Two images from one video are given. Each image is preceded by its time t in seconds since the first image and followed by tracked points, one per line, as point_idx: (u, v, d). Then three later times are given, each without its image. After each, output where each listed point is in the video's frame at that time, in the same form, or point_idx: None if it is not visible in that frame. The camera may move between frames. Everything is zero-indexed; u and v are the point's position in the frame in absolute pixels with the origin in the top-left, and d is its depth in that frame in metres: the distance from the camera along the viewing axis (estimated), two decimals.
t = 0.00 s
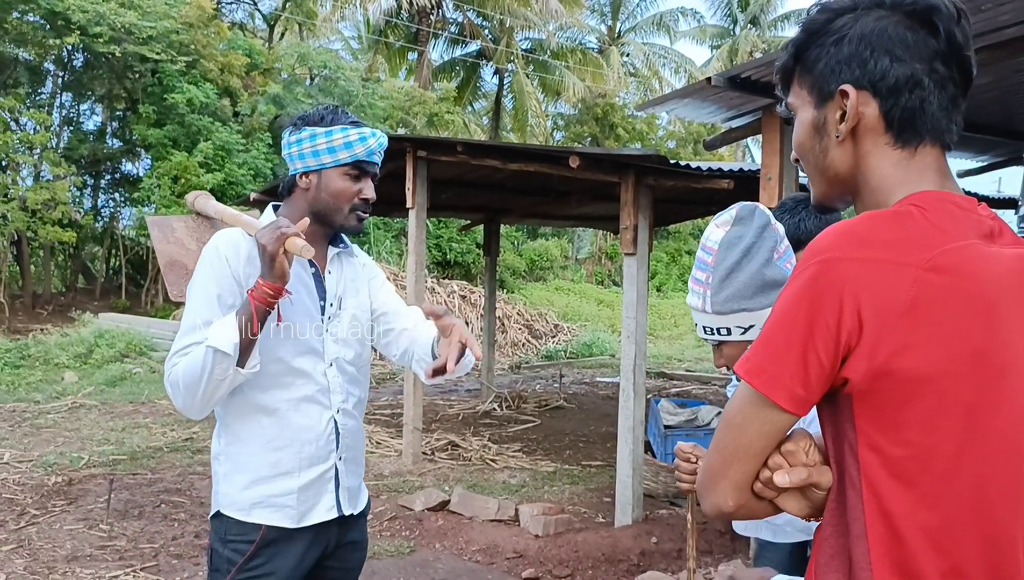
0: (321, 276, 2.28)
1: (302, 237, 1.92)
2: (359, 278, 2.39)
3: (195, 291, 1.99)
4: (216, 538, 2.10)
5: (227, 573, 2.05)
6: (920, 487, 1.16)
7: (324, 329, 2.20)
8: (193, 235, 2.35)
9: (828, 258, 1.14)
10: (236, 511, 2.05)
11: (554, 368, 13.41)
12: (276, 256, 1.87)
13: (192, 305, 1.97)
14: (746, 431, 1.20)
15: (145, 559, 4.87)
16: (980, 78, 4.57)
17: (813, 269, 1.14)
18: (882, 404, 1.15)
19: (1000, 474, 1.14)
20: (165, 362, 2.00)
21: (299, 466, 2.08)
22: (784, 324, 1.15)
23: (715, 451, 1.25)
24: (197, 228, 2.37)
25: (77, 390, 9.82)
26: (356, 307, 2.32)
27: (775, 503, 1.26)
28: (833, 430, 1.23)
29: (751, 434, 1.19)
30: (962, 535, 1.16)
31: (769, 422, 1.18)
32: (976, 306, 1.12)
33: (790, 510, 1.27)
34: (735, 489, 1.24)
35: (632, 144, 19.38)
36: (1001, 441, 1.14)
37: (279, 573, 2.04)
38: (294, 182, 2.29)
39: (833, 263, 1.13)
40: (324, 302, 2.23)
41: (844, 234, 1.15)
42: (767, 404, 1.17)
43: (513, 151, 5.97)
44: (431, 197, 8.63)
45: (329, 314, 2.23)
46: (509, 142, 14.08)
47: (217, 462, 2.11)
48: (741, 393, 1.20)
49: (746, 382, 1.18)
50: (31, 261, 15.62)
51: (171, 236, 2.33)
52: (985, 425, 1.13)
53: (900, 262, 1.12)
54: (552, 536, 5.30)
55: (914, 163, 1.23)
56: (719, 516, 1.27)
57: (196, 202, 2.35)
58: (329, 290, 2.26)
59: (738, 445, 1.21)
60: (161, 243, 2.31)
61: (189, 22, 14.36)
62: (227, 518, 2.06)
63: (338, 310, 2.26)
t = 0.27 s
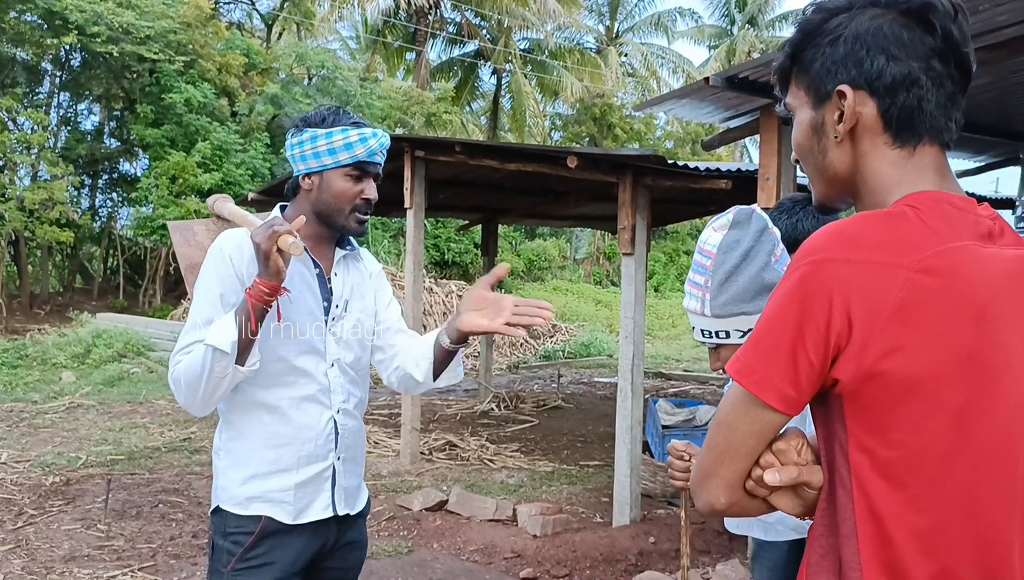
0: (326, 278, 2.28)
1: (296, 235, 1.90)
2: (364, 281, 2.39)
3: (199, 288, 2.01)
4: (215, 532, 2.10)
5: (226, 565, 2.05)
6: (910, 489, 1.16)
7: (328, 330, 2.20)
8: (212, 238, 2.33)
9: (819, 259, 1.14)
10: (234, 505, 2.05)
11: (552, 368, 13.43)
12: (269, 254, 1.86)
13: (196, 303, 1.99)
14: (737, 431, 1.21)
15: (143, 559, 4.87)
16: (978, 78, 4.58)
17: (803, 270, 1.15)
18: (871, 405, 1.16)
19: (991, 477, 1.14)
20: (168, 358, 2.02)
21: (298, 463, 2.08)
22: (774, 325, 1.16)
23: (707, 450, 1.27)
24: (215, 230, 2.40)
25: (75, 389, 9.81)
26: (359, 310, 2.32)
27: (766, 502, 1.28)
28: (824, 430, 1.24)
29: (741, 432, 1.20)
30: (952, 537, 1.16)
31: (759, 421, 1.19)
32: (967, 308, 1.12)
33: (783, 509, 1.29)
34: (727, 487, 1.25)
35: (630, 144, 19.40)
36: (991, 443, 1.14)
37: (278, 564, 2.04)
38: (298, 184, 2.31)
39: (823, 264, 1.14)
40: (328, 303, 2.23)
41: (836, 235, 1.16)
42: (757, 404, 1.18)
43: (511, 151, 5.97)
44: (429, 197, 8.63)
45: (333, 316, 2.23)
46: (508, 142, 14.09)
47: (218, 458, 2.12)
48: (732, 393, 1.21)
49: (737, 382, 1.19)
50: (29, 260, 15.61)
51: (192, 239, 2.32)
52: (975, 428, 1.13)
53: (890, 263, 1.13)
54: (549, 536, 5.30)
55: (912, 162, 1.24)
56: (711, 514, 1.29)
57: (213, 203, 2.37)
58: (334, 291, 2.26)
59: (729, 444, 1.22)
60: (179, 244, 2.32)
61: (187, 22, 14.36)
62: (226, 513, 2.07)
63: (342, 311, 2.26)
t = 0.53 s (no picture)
0: (324, 278, 2.28)
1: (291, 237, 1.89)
2: (361, 281, 2.39)
3: (195, 290, 2.01)
4: (212, 535, 2.11)
5: (225, 569, 2.06)
6: (906, 492, 1.17)
7: (325, 332, 2.20)
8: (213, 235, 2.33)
9: (813, 262, 1.15)
10: (231, 508, 2.06)
11: (552, 368, 13.43)
12: (265, 256, 1.85)
13: (191, 305, 1.99)
14: (733, 433, 1.21)
15: (143, 559, 4.87)
16: (977, 79, 4.58)
17: (798, 273, 1.16)
18: (867, 408, 1.16)
19: (987, 481, 1.14)
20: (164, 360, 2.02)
21: (295, 465, 2.08)
22: (769, 329, 1.16)
23: (705, 451, 1.27)
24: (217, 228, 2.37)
25: (75, 390, 9.82)
26: (357, 313, 2.32)
27: (764, 504, 1.29)
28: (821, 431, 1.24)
29: (737, 434, 1.21)
30: (948, 541, 1.17)
31: (756, 424, 1.19)
32: (964, 311, 1.12)
33: (781, 511, 1.30)
34: (724, 490, 1.26)
35: (630, 144, 19.41)
36: (987, 446, 1.14)
37: (278, 569, 2.05)
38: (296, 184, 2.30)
39: (819, 267, 1.14)
40: (326, 306, 2.23)
41: (831, 237, 1.16)
42: (753, 407, 1.18)
43: (511, 151, 5.98)
44: (429, 198, 8.65)
45: (331, 318, 2.23)
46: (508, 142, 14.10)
47: (215, 460, 2.12)
48: (728, 395, 1.22)
49: (733, 385, 1.19)
50: (29, 260, 15.61)
51: (191, 236, 2.32)
52: (971, 431, 1.13)
53: (885, 266, 1.13)
54: (549, 536, 5.30)
55: (911, 162, 1.24)
56: (708, 515, 1.30)
57: (216, 203, 2.34)
58: (332, 293, 2.27)
59: (726, 447, 1.22)
60: (181, 243, 2.30)
61: (187, 22, 14.37)
62: (223, 515, 2.07)
63: (341, 313, 2.26)
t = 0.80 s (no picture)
0: (319, 278, 2.28)
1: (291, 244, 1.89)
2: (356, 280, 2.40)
3: (190, 294, 1.99)
4: (205, 538, 2.10)
5: (217, 573, 2.05)
6: (904, 495, 1.17)
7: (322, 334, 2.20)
8: (196, 232, 2.29)
9: (809, 265, 1.15)
10: (225, 512, 2.05)
11: (551, 368, 13.44)
12: (266, 264, 1.85)
13: (186, 309, 1.97)
14: (729, 437, 1.21)
15: (142, 559, 4.87)
16: (976, 80, 4.59)
17: (793, 277, 1.16)
18: (864, 411, 1.16)
19: (985, 482, 1.14)
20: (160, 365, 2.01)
21: (290, 468, 2.08)
22: (765, 332, 1.16)
23: (703, 455, 1.27)
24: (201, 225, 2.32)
25: (74, 390, 9.82)
26: (351, 313, 2.32)
27: (762, 508, 1.29)
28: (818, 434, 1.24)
29: (735, 438, 1.21)
30: (947, 544, 1.16)
31: (753, 429, 1.19)
32: (959, 313, 1.12)
33: (779, 515, 1.30)
34: (722, 495, 1.26)
35: (630, 145, 19.42)
36: (984, 447, 1.14)
37: (270, 573, 2.05)
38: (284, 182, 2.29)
39: (813, 270, 1.14)
40: (322, 306, 2.23)
41: (826, 240, 1.16)
42: (750, 412, 1.18)
43: (511, 152, 5.98)
44: (429, 198, 8.65)
45: (328, 319, 2.22)
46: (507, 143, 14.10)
47: (210, 462, 2.11)
48: (724, 399, 1.22)
49: (728, 390, 1.19)
50: (28, 261, 15.62)
51: (173, 233, 2.27)
52: (968, 432, 1.13)
53: (880, 269, 1.13)
54: (549, 536, 5.30)
55: (905, 162, 1.24)
56: (706, 520, 1.30)
57: (199, 198, 2.30)
58: (328, 293, 2.26)
59: (723, 450, 1.22)
60: (164, 241, 2.24)
61: (187, 23, 14.37)
62: (217, 518, 2.07)
63: (337, 314, 2.26)
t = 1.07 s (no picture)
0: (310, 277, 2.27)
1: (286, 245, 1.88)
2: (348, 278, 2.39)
3: (178, 294, 1.98)
4: (192, 541, 2.09)
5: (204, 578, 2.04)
6: (897, 496, 1.17)
7: (313, 335, 2.20)
8: (176, 226, 2.29)
9: (801, 267, 1.15)
10: (213, 515, 2.04)
11: (549, 368, 13.45)
12: (259, 264, 1.84)
13: (175, 311, 1.96)
14: (722, 439, 1.22)
15: (140, 560, 4.87)
16: (974, 79, 4.60)
17: (786, 277, 1.16)
18: (858, 413, 1.16)
19: (978, 483, 1.15)
20: (147, 366, 2.00)
21: (280, 471, 2.07)
22: (756, 335, 1.17)
23: (697, 457, 1.27)
24: (180, 220, 2.31)
25: (71, 390, 9.80)
26: (341, 314, 2.32)
27: (756, 510, 1.29)
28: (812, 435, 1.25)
29: (728, 440, 1.21)
30: (941, 545, 1.17)
31: (747, 430, 1.19)
32: (952, 313, 1.12)
33: (774, 516, 1.31)
34: (716, 497, 1.26)
35: (628, 144, 19.41)
36: (978, 447, 1.14)
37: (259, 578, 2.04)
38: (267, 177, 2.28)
39: (805, 272, 1.14)
40: (313, 307, 2.22)
41: (818, 242, 1.16)
42: (743, 413, 1.19)
43: (508, 151, 5.98)
44: (427, 197, 8.64)
45: (319, 319, 2.22)
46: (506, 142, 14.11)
47: (198, 465, 2.10)
48: (717, 400, 1.23)
49: (721, 392, 1.20)
50: (26, 260, 15.58)
51: (154, 229, 2.27)
52: (962, 433, 1.14)
53: (873, 270, 1.13)
54: (547, 536, 5.30)
55: (899, 162, 1.24)
56: (700, 521, 1.30)
57: (179, 193, 2.25)
58: (319, 293, 2.26)
59: (717, 451, 1.23)
60: (143, 235, 2.24)
61: (185, 22, 14.35)
62: (205, 522, 2.06)
63: (328, 314, 2.26)
